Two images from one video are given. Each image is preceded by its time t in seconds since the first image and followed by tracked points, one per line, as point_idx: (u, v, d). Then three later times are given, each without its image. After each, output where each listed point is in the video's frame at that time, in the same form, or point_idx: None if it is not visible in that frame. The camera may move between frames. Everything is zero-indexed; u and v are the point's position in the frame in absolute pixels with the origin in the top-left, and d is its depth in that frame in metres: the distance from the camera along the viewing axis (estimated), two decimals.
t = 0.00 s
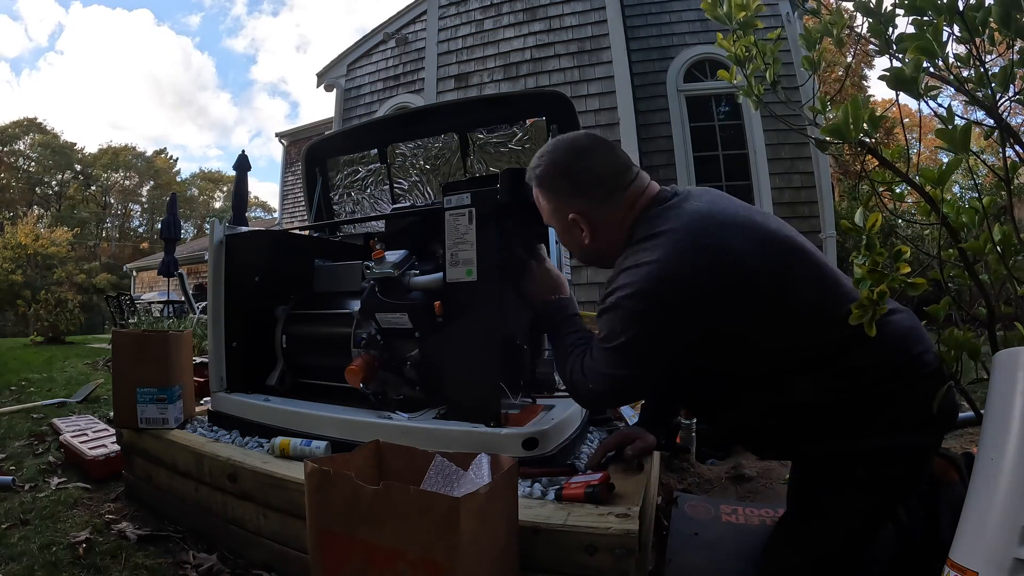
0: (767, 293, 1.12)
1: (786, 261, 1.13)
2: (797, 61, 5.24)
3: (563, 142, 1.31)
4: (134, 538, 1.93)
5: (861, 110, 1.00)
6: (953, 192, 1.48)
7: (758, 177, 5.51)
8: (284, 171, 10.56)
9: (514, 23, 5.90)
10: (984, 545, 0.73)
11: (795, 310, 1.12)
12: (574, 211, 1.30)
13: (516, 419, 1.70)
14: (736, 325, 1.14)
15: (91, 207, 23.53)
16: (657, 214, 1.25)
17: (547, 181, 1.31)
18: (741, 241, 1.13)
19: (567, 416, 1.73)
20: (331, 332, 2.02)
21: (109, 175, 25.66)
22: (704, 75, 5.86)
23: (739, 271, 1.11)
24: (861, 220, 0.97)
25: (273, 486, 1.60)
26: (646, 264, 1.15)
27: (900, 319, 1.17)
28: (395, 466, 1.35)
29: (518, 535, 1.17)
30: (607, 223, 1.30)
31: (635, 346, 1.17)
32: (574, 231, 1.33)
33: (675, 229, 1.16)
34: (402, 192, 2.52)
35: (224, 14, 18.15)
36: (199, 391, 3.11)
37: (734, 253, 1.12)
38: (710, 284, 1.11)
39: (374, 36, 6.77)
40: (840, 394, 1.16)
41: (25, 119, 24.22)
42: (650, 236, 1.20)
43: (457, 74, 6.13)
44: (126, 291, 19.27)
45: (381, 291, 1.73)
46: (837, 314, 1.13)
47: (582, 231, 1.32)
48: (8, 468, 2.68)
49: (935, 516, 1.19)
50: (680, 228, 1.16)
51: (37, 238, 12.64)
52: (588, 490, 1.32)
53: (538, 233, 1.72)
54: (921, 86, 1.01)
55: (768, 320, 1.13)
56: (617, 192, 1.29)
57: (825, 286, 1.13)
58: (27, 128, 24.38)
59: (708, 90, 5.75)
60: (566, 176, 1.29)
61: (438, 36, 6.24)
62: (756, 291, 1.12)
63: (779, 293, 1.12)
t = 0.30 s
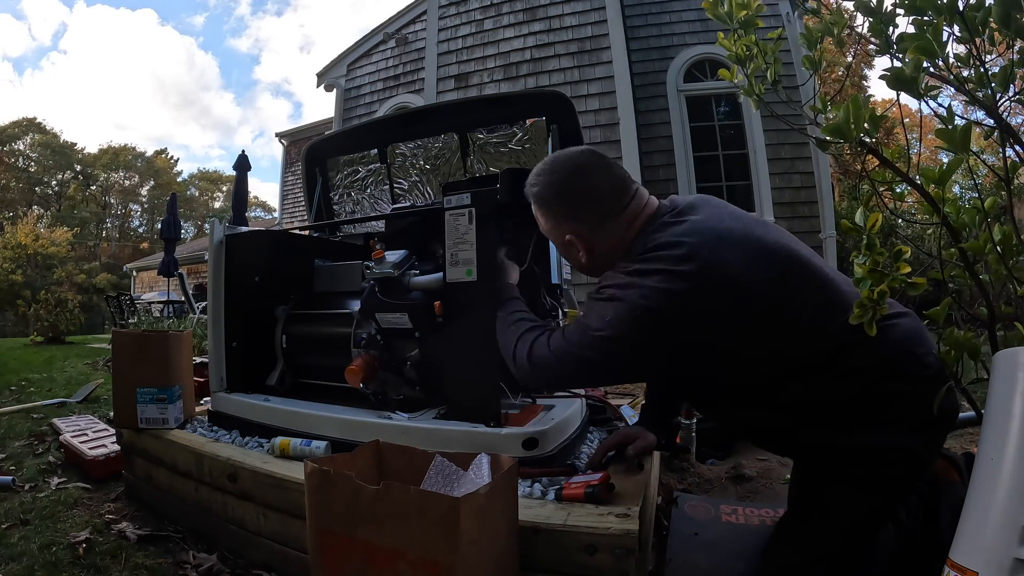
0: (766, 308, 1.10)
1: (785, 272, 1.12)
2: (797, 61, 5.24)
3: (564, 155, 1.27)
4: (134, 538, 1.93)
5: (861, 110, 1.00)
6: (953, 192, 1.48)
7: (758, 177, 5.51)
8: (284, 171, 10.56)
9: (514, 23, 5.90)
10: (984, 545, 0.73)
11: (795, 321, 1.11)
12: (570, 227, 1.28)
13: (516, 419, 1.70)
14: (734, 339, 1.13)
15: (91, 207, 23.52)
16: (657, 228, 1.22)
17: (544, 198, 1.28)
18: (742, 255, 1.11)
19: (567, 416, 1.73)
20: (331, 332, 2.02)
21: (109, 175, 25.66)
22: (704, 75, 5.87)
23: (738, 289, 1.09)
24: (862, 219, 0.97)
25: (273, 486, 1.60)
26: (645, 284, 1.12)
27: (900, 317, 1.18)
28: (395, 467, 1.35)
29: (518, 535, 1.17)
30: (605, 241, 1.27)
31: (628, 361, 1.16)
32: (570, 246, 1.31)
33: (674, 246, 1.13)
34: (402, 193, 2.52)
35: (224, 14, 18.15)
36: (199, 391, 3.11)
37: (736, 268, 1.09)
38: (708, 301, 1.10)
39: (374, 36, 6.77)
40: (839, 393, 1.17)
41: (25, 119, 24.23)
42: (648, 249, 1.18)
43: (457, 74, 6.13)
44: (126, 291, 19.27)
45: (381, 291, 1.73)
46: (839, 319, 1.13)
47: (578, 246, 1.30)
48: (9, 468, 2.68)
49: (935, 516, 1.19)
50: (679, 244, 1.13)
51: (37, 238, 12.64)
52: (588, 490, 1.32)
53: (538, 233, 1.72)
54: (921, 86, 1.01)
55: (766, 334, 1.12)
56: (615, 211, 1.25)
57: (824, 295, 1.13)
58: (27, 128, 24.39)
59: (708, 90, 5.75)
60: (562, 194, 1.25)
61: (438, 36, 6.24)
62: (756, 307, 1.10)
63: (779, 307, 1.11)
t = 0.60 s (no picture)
0: (765, 299, 1.11)
1: (789, 263, 1.12)
2: (797, 61, 5.24)
3: (566, 143, 1.28)
4: (134, 538, 1.93)
5: (861, 109, 0.99)
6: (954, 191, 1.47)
7: (758, 177, 5.51)
8: (284, 171, 10.56)
9: (514, 23, 5.90)
10: (984, 545, 0.73)
11: (796, 313, 1.12)
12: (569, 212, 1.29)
13: (516, 419, 1.70)
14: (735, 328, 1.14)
15: (91, 207, 23.52)
16: (657, 217, 1.24)
17: (546, 185, 1.29)
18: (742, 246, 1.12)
19: (567, 416, 1.73)
20: (331, 332, 2.02)
21: (109, 175, 25.65)
22: (704, 75, 5.87)
23: (733, 282, 1.10)
24: (862, 218, 0.97)
25: (273, 486, 1.60)
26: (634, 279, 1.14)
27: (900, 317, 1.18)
28: (394, 467, 1.35)
29: (518, 535, 1.17)
30: (604, 225, 1.28)
31: (626, 353, 1.19)
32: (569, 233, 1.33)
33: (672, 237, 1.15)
34: (402, 192, 2.52)
35: (224, 14, 18.15)
36: (199, 391, 3.11)
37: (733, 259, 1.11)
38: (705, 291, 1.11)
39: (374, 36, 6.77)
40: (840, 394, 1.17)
41: (25, 119, 24.23)
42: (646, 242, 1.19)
43: (457, 74, 6.13)
44: (126, 291, 19.27)
45: (381, 291, 1.73)
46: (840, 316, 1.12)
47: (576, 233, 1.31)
48: (9, 468, 2.68)
49: (935, 516, 1.19)
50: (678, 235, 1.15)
51: (38, 238, 12.64)
52: (588, 490, 1.32)
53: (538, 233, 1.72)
54: (921, 86, 1.01)
55: (768, 328, 1.13)
56: (613, 196, 1.27)
57: (824, 287, 1.13)
58: (27, 128, 24.40)
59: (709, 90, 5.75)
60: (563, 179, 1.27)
61: (438, 36, 6.24)
62: (755, 297, 1.11)
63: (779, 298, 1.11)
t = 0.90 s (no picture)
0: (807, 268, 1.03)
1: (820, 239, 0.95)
2: (797, 61, 5.25)
3: (557, 122, 1.23)
4: (134, 538, 1.93)
5: (862, 110, 1.00)
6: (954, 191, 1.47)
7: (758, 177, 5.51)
8: (284, 171, 10.57)
9: (514, 23, 5.90)
10: (984, 545, 0.73)
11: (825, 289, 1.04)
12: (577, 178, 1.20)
13: (516, 420, 1.70)
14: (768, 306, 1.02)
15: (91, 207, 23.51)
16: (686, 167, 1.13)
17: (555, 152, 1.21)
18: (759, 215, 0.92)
19: (567, 417, 1.73)
20: (331, 332, 2.02)
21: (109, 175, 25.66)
22: (704, 75, 5.87)
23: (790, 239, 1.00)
24: (868, 216, 1.00)
25: (273, 486, 1.60)
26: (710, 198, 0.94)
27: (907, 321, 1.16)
28: (394, 467, 1.35)
29: (518, 535, 1.17)
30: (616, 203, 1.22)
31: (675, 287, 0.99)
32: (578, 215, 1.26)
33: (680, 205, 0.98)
34: (402, 193, 2.52)
35: (224, 14, 18.16)
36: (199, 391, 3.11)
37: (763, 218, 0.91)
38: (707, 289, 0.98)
39: (374, 36, 6.78)
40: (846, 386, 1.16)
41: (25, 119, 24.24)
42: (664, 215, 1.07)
43: (457, 74, 6.13)
44: (125, 290, 19.27)
45: (381, 291, 1.73)
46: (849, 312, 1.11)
47: (585, 210, 1.23)
48: (9, 468, 2.68)
49: (934, 516, 1.19)
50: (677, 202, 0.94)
51: (38, 238, 12.64)
52: (588, 490, 1.32)
53: (538, 233, 1.72)
54: (921, 86, 1.01)
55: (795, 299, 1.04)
56: (608, 151, 1.20)
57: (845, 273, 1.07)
58: (27, 128, 24.40)
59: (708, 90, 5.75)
60: (568, 155, 1.21)
61: (438, 36, 6.24)
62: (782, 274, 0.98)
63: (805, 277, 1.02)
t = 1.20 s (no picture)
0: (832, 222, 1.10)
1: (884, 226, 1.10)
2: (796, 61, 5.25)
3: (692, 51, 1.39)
4: (134, 538, 1.93)
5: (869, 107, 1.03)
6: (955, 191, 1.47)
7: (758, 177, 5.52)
8: (284, 171, 10.57)
9: (514, 23, 5.90)
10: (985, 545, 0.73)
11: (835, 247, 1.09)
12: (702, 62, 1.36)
13: (516, 420, 1.70)
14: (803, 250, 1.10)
15: (91, 207, 23.52)
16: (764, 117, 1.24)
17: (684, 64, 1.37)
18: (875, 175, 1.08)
19: (567, 417, 1.73)
20: (331, 332, 2.02)
21: (109, 175, 25.66)
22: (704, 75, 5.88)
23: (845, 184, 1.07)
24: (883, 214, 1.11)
25: (273, 486, 1.60)
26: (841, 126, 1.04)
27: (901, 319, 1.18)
28: (395, 466, 1.35)
29: (518, 535, 1.17)
30: (728, 93, 1.36)
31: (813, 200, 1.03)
32: (692, 97, 1.37)
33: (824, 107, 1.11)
34: (402, 192, 2.52)
35: (224, 14, 18.17)
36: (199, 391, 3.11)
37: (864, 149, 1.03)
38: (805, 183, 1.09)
39: (374, 36, 6.78)
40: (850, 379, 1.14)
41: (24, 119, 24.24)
42: (758, 136, 1.25)
43: (457, 74, 6.13)
44: (125, 290, 19.26)
45: (381, 291, 1.73)
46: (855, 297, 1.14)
47: (701, 88, 1.35)
48: (8, 468, 2.68)
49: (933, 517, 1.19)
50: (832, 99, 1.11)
51: (38, 238, 12.64)
52: (588, 490, 1.32)
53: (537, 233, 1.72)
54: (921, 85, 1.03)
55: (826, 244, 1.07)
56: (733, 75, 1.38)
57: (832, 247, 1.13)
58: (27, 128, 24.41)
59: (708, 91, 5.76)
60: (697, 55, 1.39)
61: (438, 36, 6.24)
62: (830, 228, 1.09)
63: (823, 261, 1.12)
